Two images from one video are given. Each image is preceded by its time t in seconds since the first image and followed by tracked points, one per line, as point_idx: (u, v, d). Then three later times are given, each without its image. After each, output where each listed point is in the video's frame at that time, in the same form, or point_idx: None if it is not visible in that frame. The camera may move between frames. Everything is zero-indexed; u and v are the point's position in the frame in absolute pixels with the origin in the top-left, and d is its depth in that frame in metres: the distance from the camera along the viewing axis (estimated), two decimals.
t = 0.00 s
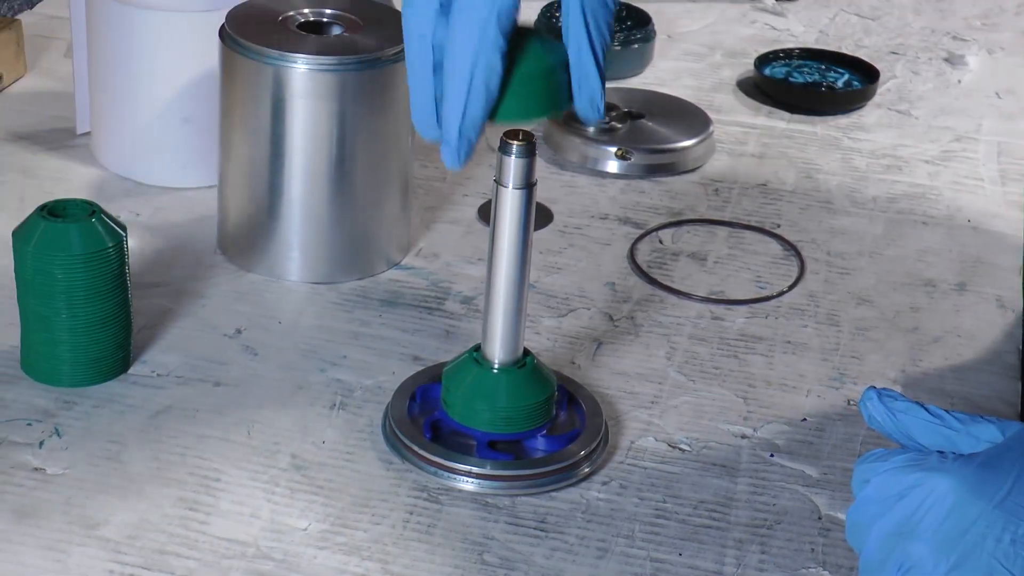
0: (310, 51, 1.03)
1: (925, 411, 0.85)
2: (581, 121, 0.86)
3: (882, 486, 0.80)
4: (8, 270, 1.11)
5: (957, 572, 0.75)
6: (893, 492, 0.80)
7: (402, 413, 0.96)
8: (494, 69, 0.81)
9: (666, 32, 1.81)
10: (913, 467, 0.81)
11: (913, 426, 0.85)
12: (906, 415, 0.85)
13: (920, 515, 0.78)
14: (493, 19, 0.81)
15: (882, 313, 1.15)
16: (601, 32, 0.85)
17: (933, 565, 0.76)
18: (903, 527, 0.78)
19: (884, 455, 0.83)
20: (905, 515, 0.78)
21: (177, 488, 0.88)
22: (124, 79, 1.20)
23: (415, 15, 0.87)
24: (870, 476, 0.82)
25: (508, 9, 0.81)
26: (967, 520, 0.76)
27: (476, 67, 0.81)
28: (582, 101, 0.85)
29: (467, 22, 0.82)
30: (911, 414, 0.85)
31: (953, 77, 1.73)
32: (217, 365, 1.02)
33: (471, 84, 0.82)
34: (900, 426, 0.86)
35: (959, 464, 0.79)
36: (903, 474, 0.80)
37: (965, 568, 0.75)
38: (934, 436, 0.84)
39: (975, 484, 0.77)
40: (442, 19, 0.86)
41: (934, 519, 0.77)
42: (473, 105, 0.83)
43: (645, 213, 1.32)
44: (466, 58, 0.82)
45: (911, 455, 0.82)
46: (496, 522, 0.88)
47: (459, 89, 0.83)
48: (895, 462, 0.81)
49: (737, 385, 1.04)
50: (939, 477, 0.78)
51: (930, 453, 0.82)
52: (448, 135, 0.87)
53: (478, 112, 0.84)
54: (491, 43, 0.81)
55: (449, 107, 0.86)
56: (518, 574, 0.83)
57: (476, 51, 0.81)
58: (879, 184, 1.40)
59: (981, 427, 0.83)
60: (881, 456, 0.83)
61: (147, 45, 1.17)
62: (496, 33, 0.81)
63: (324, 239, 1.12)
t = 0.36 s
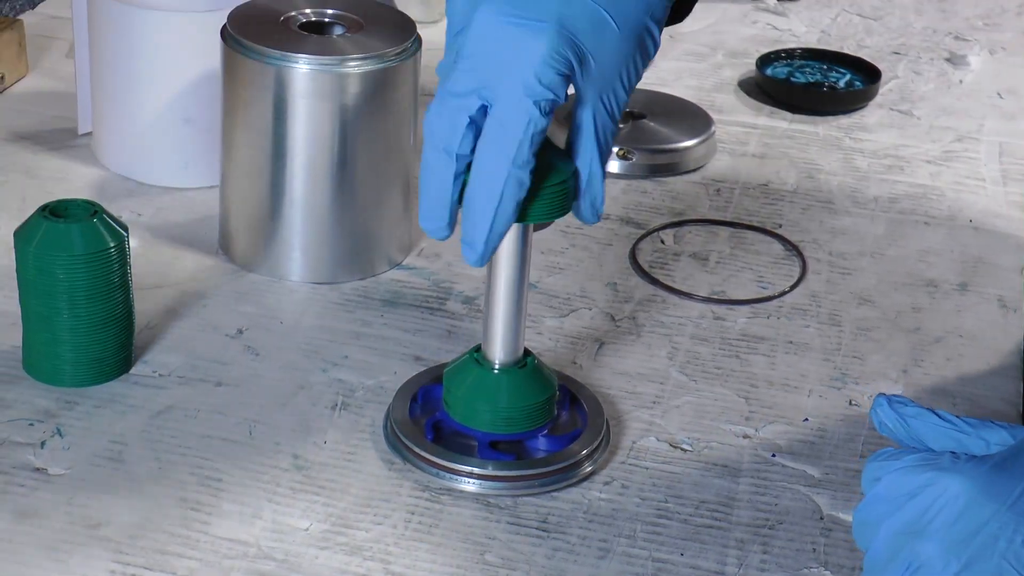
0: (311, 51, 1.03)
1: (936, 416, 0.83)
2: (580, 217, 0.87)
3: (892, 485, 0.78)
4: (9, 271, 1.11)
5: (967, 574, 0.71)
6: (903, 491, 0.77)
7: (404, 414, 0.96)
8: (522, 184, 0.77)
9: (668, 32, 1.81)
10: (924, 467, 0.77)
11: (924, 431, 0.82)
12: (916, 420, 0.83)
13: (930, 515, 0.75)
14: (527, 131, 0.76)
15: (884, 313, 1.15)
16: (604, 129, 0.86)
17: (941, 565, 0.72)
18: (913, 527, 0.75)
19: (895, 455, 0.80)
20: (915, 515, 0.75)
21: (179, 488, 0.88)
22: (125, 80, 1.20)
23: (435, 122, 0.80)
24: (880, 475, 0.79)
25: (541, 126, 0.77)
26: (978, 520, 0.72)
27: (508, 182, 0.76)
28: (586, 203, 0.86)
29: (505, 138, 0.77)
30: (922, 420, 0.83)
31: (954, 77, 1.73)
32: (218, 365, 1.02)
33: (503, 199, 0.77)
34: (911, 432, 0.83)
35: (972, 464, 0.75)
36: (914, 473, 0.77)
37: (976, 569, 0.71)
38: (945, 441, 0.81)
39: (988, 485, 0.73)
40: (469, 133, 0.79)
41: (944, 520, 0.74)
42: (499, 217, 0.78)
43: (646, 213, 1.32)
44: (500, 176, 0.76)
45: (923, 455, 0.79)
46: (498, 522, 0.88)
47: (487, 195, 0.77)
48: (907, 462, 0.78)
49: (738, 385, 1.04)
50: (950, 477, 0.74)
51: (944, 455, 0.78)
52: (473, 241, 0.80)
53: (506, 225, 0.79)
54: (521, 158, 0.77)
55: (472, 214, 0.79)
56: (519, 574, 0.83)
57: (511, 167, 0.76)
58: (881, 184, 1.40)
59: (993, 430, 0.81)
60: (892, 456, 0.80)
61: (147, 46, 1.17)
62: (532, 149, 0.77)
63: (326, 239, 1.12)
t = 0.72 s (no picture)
0: (309, 51, 1.03)
1: (943, 420, 0.81)
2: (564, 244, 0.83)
3: (899, 483, 0.77)
4: (8, 270, 1.11)
5: (972, 573, 0.71)
6: (909, 489, 0.76)
7: (401, 414, 0.96)
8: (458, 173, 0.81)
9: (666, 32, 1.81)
10: (932, 466, 0.77)
11: (930, 436, 0.80)
12: (922, 425, 0.81)
13: (936, 515, 0.74)
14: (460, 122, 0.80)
15: (882, 313, 1.15)
16: (589, 147, 0.83)
17: (946, 565, 0.72)
18: (917, 526, 0.75)
19: (903, 453, 0.79)
20: (920, 514, 0.75)
21: (177, 488, 0.88)
22: (123, 80, 1.20)
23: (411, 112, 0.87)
24: (887, 472, 0.79)
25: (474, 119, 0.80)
26: (984, 521, 0.72)
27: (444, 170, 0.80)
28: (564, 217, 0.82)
29: (440, 128, 0.81)
30: (928, 425, 0.81)
31: (953, 77, 1.73)
32: (217, 365, 1.02)
33: (440, 185, 0.81)
34: (917, 438, 0.81)
35: (979, 464, 0.75)
36: (921, 473, 0.76)
37: (981, 569, 0.71)
38: (951, 445, 0.79)
39: (996, 484, 0.73)
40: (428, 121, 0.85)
41: (950, 519, 0.73)
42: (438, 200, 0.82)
43: (645, 213, 1.32)
44: (436, 160, 0.81)
45: (930, 454, 0.78)
46: (496, 521, 0.88)
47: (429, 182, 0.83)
48: (913, 460, 0.78)
49: (737, 385, 1.04)
50: (957, 476, 0.74)
51: (952, 454, 0.78)
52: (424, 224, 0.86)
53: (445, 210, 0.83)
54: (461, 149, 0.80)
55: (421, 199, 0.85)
56: (517, 574, 0.83)
57: (443, 156, 0.80)
58: (879, 184, 1.40)
59: (999, 434, 0.79)
60: (899, 453, 0.80)
61: (146, 46, 1.17)
62: (461, 140, 0.80)
63: (324, 238, 1.12)
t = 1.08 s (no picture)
0: (309, 50, 1.03)
1: (946, 423, 0.81)
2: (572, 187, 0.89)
3: (902, 482, 0.77)
4: (8, 270, 1.11)
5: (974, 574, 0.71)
6: (913, 489, 0.76)
7: (401, 415, 0.96)
8: (535, 175, 0.77)
9: (666, 32, 1.81)
10: (935, 465, 0.77)
11: (933, 438, 0.81)
12: (925, 427, 0.81)
13: (939, 515, 0.74)
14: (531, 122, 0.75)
15: (881, 313, 1.15)
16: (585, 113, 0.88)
17: (949, 565, 0.72)
18: (920, 526, 0.75)
19: (905, 453, 0.80)
20: (924, 514, 0.75)
21: (177, 488, 0.88)
22: (123, 81, 1.20)
23: (441, 131, 0.78)
24: (890, 472, 0.79)
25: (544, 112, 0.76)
26: (988, 522, 0.72)
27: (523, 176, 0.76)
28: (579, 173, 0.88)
29: (509, 130, 0.76)
30: (930, 427, 0.81)
31: (952, 77, 1.73)
32: (216, 365, 1.02)
33: (520, 193, 0.77)
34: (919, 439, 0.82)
35: (983, 465, 0.75)
36: (924, 472, 0.76)
37: (984, 569, 0.71)
38: (954, 446, 0.80)
39: (1000, 485, 0.73)
40: (477, 136, 0.77)
41: (954, 519, 0.73)
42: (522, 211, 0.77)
43: (644, 213, 1.32)
44: (514, 165, 0.76)
45: (933, 453, 0.78)
46: (496, 521, 0.88)
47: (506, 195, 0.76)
48: (916, 460, 0.78)
49: (736, 385, 1.04)
50: (961, 477, 0.74)
51: (956, 454, 0.78)
52: (491, 246, 0.79)
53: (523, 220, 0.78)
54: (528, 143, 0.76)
55: (489, 220, 0.78)
56: (517, 574, 0.83)
57: (524, 158, 0.76)
58: (879, 184, 1.40)
59: (1002, 435, 0.79)
60: (901, 453, 0.80)
61: (145, 46, 1.17)
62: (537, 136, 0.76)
63: (323, 238, 1.12)
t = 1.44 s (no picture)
0: (311, 50, 1.03)
1: (947, 425, 0.81)
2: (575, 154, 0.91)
3: (906, 482, 0.77)
4: (10, 270, 1.11)
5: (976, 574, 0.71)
6: (916, 488, 0.76)
7: (403, 413, 0.96)
8: (532, 136, 0.77)
9: (668, 33, 1.81)
10: (939, 465, 0.76)
11: (936, 438, 0.80)
12: (927, 429, 0.81)
13: (942, 515, 0.74)
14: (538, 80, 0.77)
15: (883, 313, 1.15)
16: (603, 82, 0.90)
17: (951, 565, 0.72)
18: (922, 526, 0.75)
19: (909, 453, 0.79)
20: (927, 514, 0.75)
21: (179, 488, 0.88)
22: (125, 80, 1.20)
23: (440, 79, 0.78)
24: (893, 472, 0.79)
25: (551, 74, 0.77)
26: (991, 522, 0.72)
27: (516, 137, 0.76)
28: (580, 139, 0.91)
29: (512, 89, 0.76)
30: (932, 428, 0.81)
31: (954, 77, 1.73)
32: (218, 365, 1.02)
33: (514, 152, 0.76)
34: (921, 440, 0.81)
35: (986, 466, 0.75)
36: (927, 472, 0.76)
37: (986, 569, 0.71)
38: (956, 447, 0.79)
39: (1002, 485, 0.73)
40: (474, 93, 0.78)
41: (957, 519, 0.73)
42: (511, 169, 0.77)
43: (647, 213, 1.32)
44: (511, 123, 0.76)
45: (936, 453, 0.78)
46: (498, 521, 0.88)
47: (496, 152, 0.76)
48: (919, 460, 0.77)
49: (738, 385, 1.04)
50: (965, 477, 0.74)
51: (958, 455, 0.78)
52: (482, 203, 0.77)
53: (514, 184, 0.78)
54: (526, 105, 0.76)
55: (482, 173, 0.77)
56: (519, 574, 0.83)
57: (522, 118, 0.76)
58: (881, 184, 1.40)
59: (1005, 436, 0.78)
60: (904, 452, 0.80)
61: (147, 46, 1.17)
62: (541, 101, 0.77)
63: (325, 238, 1.12)
